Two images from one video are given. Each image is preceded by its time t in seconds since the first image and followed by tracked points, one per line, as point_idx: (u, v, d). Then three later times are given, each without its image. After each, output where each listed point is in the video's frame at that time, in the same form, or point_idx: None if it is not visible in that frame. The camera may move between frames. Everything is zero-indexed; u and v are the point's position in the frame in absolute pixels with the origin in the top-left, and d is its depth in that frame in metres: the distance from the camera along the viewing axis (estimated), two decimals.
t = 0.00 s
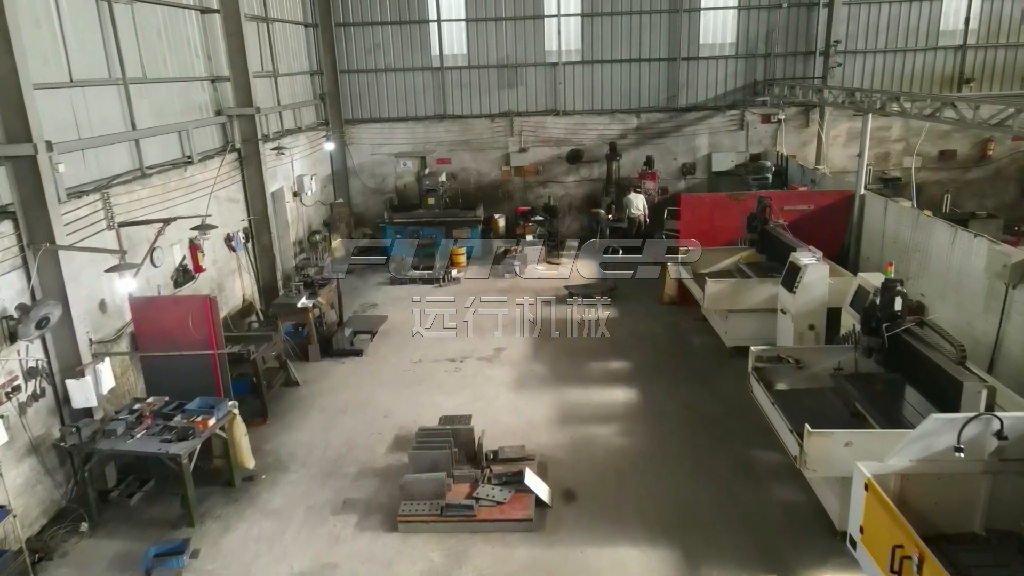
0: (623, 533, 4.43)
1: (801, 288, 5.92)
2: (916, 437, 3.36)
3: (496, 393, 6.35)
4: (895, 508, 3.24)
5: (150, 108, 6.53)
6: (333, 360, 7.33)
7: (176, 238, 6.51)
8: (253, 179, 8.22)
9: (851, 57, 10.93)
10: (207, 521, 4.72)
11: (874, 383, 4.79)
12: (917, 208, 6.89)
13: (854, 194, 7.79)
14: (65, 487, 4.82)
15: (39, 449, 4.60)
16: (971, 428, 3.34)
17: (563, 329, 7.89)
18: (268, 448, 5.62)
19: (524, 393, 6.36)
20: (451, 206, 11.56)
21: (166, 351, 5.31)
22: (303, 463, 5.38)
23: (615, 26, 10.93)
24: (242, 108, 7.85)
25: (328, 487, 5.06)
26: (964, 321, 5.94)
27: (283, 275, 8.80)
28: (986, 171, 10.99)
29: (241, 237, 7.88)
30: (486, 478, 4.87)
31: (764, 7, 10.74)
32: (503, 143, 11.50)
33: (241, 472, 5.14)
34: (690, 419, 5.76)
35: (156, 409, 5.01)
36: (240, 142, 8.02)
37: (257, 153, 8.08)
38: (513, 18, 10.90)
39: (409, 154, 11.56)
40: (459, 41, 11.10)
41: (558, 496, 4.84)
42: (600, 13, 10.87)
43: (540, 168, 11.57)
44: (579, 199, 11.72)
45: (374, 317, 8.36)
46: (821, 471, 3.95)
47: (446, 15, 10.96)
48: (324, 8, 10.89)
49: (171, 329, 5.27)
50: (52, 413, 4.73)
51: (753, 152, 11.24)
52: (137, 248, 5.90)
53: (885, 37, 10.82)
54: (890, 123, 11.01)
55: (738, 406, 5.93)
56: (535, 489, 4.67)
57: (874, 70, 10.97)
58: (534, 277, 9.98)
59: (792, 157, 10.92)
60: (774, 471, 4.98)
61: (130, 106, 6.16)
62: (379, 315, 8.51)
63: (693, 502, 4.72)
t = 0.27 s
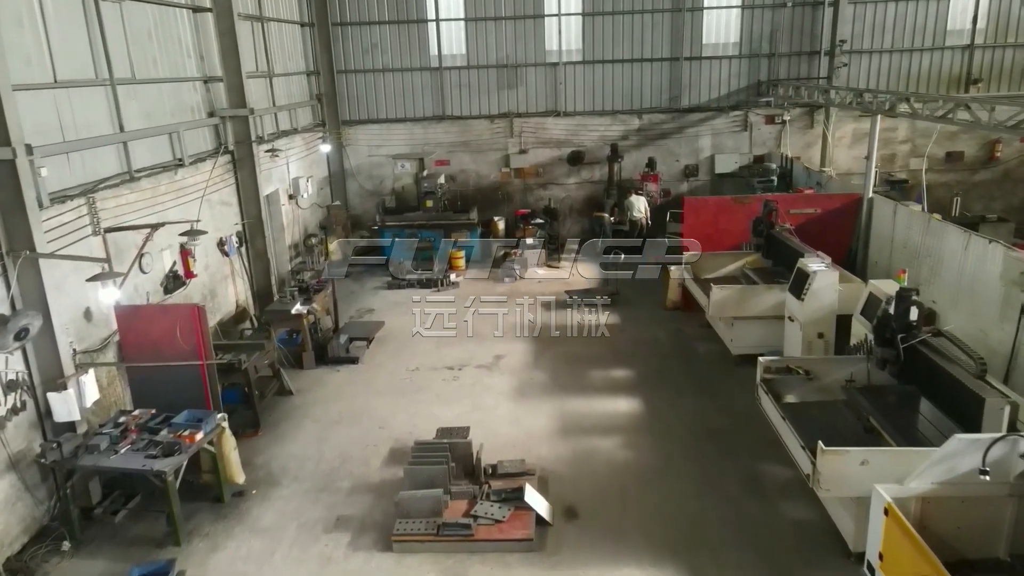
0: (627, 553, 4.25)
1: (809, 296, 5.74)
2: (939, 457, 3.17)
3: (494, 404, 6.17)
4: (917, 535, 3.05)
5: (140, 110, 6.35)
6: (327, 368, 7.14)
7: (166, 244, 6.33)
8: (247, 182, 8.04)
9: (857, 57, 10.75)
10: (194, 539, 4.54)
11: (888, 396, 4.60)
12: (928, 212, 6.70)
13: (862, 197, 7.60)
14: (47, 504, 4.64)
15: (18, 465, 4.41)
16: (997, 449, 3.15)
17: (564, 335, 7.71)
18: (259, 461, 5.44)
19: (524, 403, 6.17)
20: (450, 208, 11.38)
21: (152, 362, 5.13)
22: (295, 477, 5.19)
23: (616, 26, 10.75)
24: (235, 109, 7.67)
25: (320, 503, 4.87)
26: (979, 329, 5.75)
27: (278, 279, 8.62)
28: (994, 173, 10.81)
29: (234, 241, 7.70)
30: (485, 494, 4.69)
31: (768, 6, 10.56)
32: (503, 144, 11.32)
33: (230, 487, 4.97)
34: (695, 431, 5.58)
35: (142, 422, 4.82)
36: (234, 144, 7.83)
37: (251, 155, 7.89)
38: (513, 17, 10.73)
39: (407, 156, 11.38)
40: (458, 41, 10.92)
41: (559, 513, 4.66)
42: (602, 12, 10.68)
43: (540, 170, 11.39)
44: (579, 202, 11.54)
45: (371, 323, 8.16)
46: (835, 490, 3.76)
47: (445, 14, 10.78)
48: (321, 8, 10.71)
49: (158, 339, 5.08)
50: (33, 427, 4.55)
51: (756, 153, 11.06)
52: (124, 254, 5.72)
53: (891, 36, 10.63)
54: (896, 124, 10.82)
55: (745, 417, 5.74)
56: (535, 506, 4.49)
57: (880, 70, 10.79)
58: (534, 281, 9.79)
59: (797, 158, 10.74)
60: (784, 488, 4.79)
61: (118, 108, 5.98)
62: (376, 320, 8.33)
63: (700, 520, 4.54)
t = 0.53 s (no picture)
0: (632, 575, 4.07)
1: (818, 304, 5.56)
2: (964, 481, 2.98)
3: (494, 414, 5.98)
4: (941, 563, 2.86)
5: (129, 111, 6.17)
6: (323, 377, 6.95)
7: (155, 249, 6.15)
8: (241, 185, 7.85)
9: (863, 57, 10.57)
10: (180, 559, 4.36)
11: (903, 410, 4.43)
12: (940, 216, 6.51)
13: (870, 200, 7.42)
14: (27, 522, 4.46)
15: None
16: None
17: (566, 342, 7.53)
18: (250, 475, 5.26)
19: (525, 413, 5.99)
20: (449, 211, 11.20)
21: (139, 373, 4.95)
22: (287, 493, 5.01)
23: (618, 25, 10.57)
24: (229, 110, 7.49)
25: (313, 521, 4.69)
26: (994, 338, 5.57)
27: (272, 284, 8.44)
28: (1002, 174, 10.63)
29: (227, 245, 7.52)
30: (484, 512, 4.51)
31: (772, 5, 10.38)
32: (503, 145, 11.14)
33: (219, 503, 4.79)
34: (701, 444, 5.40)
35: (128, 436, 4.64)
36: (227, 146, 7.64)
37: (245, 157, 7.70)
38: (513, 17, 10.55)
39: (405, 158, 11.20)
40: (457, 41, 10.74)
41: (561, 531, 4.48)
42: (603, 11, 10.50)
43: (541, 172, 11.21)
44: (580, 204, 11.37)
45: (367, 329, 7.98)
46: (851, 512, 3.58)
47: (444, 13, 10.60)
48: (318, 7, 10.53)
49: (145, 349, 4.91)
50: (13, 442, 4.37)
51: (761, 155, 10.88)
52: (111, 260, 5.53)
53: (897, 36, 10.45)
54: (902, 125, 10.64)
55: (752, 429, 5.56)
56: (536, 526, 4.31)
57: (886, 71, 10.61)
58: (535, 285, 9.61)
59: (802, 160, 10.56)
60: (794, 505, 4.61)
61: (106, 109, 5.79)
62: (373, 326, 8.14)
63: (707, 538, 4.36)
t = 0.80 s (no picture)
0: None
1: (828, 311, 5.38)
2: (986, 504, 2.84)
3: (493, 425, 5.80)
4: None
5: (118, 113, 5.99)
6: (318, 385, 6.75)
7: (145, 255, 5.97)
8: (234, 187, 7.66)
9: (869, 57, 10.39)
10: None
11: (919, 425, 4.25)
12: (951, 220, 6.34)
13: (879, 202, 7.24)
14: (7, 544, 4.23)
15: None
16: None
17: (567, 348, 7.35)
18: (241, 489, 5.08)
19: (525, 424, 5.81)
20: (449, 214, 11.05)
21: (124, 384, 4.78)
22: (279, 508, 4.84)
23: (620, 25, 10.39)
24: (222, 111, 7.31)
25: (305, 538, 4.51)
26: (1009, 346, 5.39)
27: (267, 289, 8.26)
28: (1010, 176, 10.45)
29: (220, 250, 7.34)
30: (483, 530, 4.33)
31: (777, 4, 10.20)
32: (503, 147, 10.97)
33: (208, 519, 4.61)
34: (708, 457, 5.22)
35: (113, 452, 4.48)
36: (220, 148, 7.46)
37: (238, 159, 7.52)
38: (513, 16, 10.37)
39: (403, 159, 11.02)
40: (456, 40, 10.56)
41: (563, 550, 4.31)
42: (605, 10, 10.33)
43: (541, 174, 11.04)
44: (582, 207, 11.20)
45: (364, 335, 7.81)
46: (868, 534, 3.41)
47: (442, 12, 10.42)
48: (315, 6, 10.36)
49: (130, 360, 4.73)
50: None
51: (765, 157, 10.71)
52: (98, 266, 5.36)
53: (904, 35, 10.27)
54: (909, 126, 10.46)
55: (760, 441, 5.39)
56: (537, 545, 4.14)
57: (892, 71, 10.43)
58: (535, 289, 9.43)
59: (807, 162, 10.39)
60: (805, 523, 4.43)
61: (94, 111, 5.62)
62: (370, 332, 7.97)
63: (716, 558, 4.19)
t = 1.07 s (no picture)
0: None
1: (839, 319, 5.20)
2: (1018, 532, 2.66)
3: (493, 436, 5.63)
4: None
5: (106, 115, 5.82)
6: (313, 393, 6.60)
7: (134, 260, 5.80)
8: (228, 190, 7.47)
9: (875, 56, 10.22)
10: None
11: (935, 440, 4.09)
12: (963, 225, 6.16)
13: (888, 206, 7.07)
14: None
15: None
16: None
17: (568, 355, 7.18)
18: (231, 504, 4.91)
19: (526, 435, 5.64)
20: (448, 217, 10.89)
21: (110, 396, 4.60)
22: (270, 524, 4.67)
23: (622, 24, 10.22)
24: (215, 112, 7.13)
25: (296, 557, 4.34)
26: None
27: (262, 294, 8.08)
28: (1018, 178, 10.29)
29: (213, 254, 7.17)
30: (482, 549, 4.14)
31: (781, 3, 10.03)
32: (503, 148, 10.80)
33: (197, 537, 4.45)
34: (714, 471, 5.05)
35: (97, 467, 4.30)
36: (214, 150, 7.29)
37: (232, 162, 7.34)
38: (513, 15, 10.20)
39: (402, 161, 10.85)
40: (455, 40, 10.39)
41: (565, 570, 4.14)
42: (607, 10, 10.15)
43: (542, 176, 10.87)
44: (583, 209, 11.03)
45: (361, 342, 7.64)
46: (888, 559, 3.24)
47: (441, 11, 10.25)
48: (311, 5, 10.19)
49: (115, 371, 4.55)
50: None
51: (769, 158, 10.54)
52: (84, 272, 5.18)
53: (911, 35, 10.09)
54: (915, 127, 10.29)
55: (768, 453, 5.21)
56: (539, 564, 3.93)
57: (899, 71, 10.26)
58: (536, 293, 9.26)
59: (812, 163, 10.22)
60: (817, 541, 4.26)
61: (81, 112, 5.45)
62: (367, 338, 7.80)
63: None
